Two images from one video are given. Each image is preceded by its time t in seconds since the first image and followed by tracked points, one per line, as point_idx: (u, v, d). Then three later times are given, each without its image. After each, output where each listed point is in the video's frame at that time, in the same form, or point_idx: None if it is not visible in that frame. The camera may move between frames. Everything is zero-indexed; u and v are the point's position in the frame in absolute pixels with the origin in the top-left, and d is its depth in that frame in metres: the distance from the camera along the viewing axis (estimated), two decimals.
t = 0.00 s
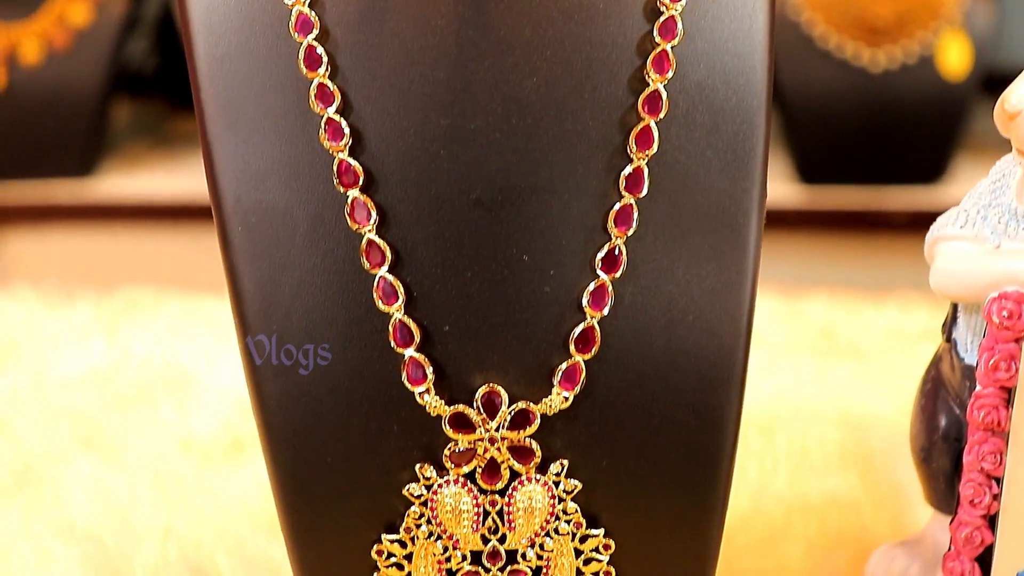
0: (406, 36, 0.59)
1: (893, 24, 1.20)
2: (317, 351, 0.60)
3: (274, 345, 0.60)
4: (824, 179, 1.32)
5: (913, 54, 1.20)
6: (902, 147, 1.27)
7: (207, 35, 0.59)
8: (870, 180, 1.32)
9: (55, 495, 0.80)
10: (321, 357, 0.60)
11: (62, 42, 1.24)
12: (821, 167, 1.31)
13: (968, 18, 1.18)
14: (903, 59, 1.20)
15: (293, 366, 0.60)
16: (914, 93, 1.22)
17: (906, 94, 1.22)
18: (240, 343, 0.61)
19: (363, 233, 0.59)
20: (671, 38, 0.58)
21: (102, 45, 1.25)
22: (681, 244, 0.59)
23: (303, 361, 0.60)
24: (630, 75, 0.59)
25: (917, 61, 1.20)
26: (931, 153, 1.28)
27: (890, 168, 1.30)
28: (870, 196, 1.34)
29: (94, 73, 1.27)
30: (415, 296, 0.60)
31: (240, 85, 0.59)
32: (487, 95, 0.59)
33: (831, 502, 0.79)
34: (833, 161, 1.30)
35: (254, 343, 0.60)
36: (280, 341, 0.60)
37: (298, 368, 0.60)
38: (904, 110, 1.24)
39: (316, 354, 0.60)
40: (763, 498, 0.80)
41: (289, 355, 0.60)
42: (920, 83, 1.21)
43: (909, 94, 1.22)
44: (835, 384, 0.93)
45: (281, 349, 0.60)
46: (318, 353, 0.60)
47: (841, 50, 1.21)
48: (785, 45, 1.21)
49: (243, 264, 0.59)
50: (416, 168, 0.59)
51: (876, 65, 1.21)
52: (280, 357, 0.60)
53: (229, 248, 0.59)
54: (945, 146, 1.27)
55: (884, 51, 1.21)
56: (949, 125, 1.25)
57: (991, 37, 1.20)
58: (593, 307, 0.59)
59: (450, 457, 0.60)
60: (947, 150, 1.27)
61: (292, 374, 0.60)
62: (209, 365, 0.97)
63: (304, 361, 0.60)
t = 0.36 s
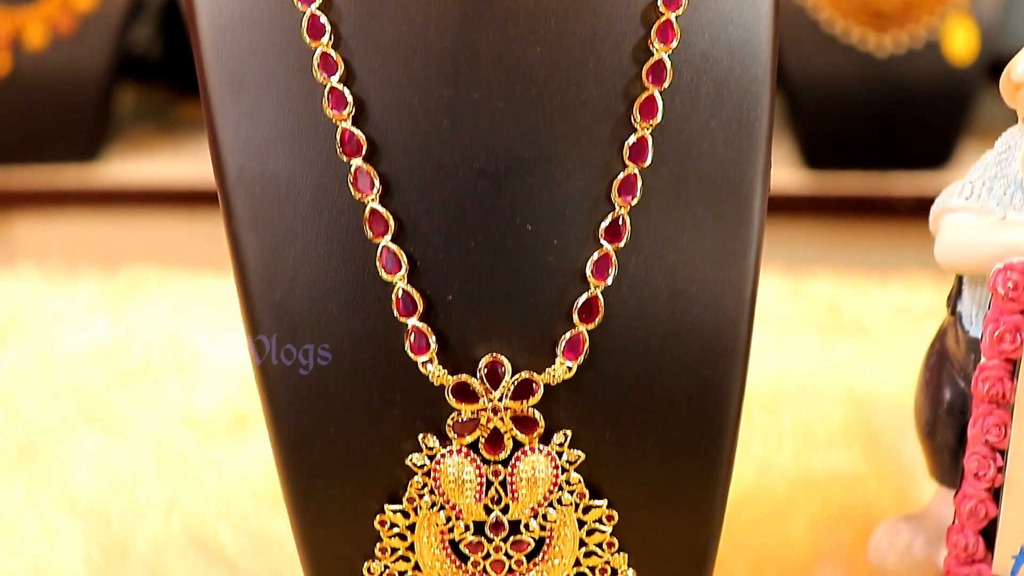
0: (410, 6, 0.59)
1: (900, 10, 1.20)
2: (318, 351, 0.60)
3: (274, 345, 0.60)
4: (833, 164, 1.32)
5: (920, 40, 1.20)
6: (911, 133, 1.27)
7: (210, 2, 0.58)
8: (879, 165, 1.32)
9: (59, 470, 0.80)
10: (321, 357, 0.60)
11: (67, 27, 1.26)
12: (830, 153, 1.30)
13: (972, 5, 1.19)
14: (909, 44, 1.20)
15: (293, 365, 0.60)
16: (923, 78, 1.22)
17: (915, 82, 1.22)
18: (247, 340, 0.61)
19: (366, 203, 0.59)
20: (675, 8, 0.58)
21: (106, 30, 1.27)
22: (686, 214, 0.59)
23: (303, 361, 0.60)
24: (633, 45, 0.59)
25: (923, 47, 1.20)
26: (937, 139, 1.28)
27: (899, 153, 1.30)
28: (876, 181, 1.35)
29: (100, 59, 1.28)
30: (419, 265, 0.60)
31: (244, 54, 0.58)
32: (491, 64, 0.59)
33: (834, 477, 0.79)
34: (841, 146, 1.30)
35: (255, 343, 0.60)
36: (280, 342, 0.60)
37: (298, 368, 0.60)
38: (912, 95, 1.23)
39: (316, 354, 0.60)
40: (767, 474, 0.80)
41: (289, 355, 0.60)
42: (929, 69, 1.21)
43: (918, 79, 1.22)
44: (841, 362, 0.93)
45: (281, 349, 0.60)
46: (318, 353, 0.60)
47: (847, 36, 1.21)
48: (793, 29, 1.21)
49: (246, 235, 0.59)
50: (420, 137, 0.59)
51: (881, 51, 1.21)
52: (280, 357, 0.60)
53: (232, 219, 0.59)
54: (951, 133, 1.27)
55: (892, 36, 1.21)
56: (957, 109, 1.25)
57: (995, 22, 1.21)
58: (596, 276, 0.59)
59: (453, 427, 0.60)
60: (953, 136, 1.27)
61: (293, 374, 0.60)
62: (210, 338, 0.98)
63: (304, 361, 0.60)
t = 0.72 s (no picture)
0: None
1: None
2: (318, 351, 0.60)
3: (275, 345, 0.60)
4: (839, 150, 1.33)
5: (929, 23, 1.20)
6: (919, 117, 1.27)
7: None
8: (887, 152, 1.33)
9: (62, 438, 0.80)
10: (321, 357, 0.60)
11: (73, 7, 1.27)
12: (837, 136, 1.31)
13: None
14: (918, 27, 1.20)
15: (294, 365, 0.61)
16: (933, 61, 1.21)
17: (922, 65, 1.22)
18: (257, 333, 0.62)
19: (371, 165, 0.58)
20: None
21: (112, 11, 1.27)
22: (692, 179, 0.58)
23: (303, 361, 0.60)
24: (640, 9, 0.57)
25: (933, 29, 1.20)
26: (945, 123, 1.27)
27: (907, 137, 1.30)
28: (882, 165, 1.36)
29: (104, 43, 1.28)
30: (423, 229, 0.59)
31: (247, 16, 0.57)
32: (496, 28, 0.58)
33: (840, 449, 0.79)
34: (849, 132, 1.30)
35: (261, 340, 0.61)
36: (280, 341, 0.60)
37: (298, 368, 0.60)
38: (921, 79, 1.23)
39: (316, 354, 0.60)
40: (773, 445, 0.80)
41: (289, 355, 0.60)
42: (937, 52, 1.21)
43: (927, 64, 1.22)
44: (847, 335, 0.93)
45: (282, 348, 0.61)
46: (318, 354, 0.60)
47: (856, 19, 1.21)
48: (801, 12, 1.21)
49: (250, 199, 0.59)
50: (425, 100, 0.58)
51: (891, 33, 1.21)
52: (281, 357, 0.61)
53: (236, 182, 0.59)
54: (960, 117, 1.26)
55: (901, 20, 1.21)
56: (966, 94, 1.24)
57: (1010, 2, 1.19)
58: (602, 241, 0.59)
59: (457, 391, 0.60)
60: (961, 120, 1.27)
61: (293, 374, 0.61)
62: (216, 312, 0.98)
63: (304, 361, 0.60)
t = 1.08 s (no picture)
0: None
1: None
2: (317, 351, 0.61)
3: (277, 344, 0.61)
4: (847, 137, 1.32)
5: (940, 8, 1.21)
6: (928, 104, 1.27)
7: None
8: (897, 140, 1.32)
9: (70, 413, 0.81)
10: (321, 357, 0.61)
11: None
12: (847, 122, 1.31)
13: None
14: (929, 13, 1.21)
15: (294, 365, 0.61)
16: (945, 49, 1.21)
17: (932, 51, 1.22)
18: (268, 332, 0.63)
19: (378, 135, 0.58)
20: None
21: None
22: (703, 149, 0.58)
23: (303, 361, 0.61)
24: None
25: (943, 15, 1.21)
26: (955, 111, 1.27)
27: (916, 124, 1.29)
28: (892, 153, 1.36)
29: (113, 25, 1.28)
30: (430, 200, 0.59)
31: None
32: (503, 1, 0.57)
33: (848, 426, 0.79)
34: (857, 118, 1.30)
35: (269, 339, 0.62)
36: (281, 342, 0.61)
37: (298, 368, 0.61)
38: (931, 66, 1.23)
39: (316, 354, 0.61)
40: (781, 421, 0.80)
41: (290, 355, 0.61)
42: (948, 40, 1.21)
43: (939, 51, 1.22)
44: (855, 313, 0.93)
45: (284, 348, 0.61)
46: (318, 354, 0.61)
47: (866, 5, 1.22)
48: None
49: (258, 167, 0.58)
50: (433, 71, 0.58)
51: (901, 20, 1.22)
52: (282, 357, 0.61)
53: (243, 150, 0.58)
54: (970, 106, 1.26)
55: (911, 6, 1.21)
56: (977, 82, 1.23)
57: None
58: (609, 212, 0.58)
59: (463, 362, 0.60)
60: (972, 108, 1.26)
61: (294, 374, 0.61)
62: (223, 288, 0.98)
63: (304, 361, 0.61)
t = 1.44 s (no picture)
0: None
1: None
2: (317, 351, 0.61)
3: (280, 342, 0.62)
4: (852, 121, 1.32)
5: None
6: (935, 89, 1.27)
7: None
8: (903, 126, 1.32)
9: (70, 385, 0.81)
10: (321, 357, 0.61)
11: None
12: (853, 105, 1.30)
13: None
14: None
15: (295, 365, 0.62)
16: (950, 35, 1.21)
17: (937, 38, 1.22)
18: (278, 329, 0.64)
19: (377, 101, 0.57)
20: None
21: None
22: (705, 118, 0.57)
23: (303, 361, 0.62)
24: None
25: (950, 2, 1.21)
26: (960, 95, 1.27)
27: (923, 109, 1.29)
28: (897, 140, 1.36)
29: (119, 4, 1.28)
30: (429, 166, 0.58)
31: None
32: None
33: (849, 401, 0.79)
34: (862, 102, 1.29)
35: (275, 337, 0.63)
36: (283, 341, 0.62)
37: (299, 368, 0.62)
38: (938, 51, 1.23)
39: (315, 355, 0.61)
40: (782, 394, 0.80)
41: (291, 354, 0.62)
42: (956, 24, 1.21)
43: (947, 37, 1.22)
44: (859, 291, 0.93)
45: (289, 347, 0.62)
46: (318, 354, 0.61)
47: None
48: None
49: (258, 135, 0.57)
50: (433, 39, 0.56)
51: (908, 5, 1.21)
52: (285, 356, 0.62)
53: (243, 117, 0.57)
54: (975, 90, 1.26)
55: None
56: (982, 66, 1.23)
57: None
58: (609, 180, 0.58)
59: (463, 329, 0.60)
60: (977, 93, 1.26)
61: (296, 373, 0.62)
62: (224, 262, 0.98)
63: (304, 361, 0.62)
